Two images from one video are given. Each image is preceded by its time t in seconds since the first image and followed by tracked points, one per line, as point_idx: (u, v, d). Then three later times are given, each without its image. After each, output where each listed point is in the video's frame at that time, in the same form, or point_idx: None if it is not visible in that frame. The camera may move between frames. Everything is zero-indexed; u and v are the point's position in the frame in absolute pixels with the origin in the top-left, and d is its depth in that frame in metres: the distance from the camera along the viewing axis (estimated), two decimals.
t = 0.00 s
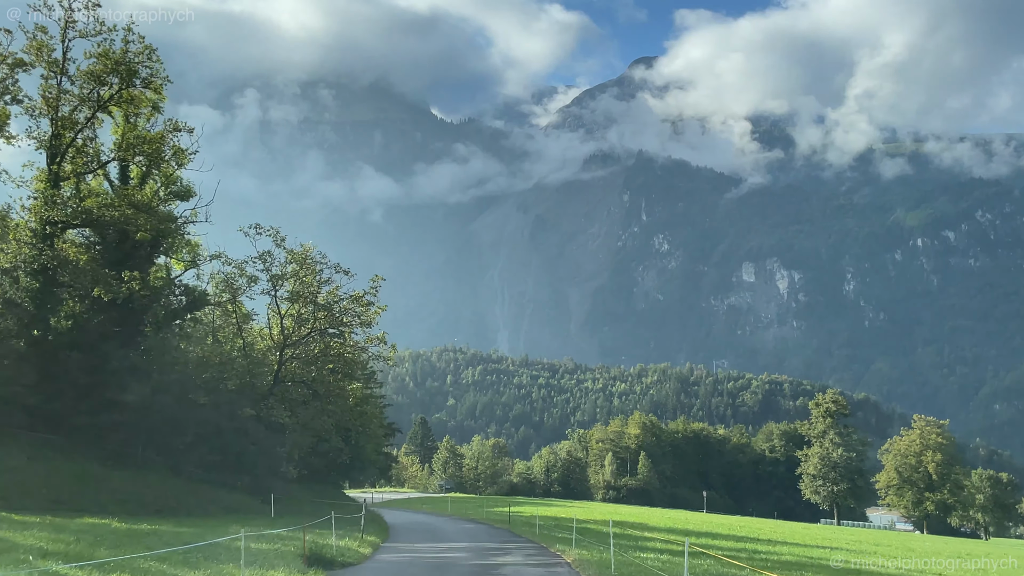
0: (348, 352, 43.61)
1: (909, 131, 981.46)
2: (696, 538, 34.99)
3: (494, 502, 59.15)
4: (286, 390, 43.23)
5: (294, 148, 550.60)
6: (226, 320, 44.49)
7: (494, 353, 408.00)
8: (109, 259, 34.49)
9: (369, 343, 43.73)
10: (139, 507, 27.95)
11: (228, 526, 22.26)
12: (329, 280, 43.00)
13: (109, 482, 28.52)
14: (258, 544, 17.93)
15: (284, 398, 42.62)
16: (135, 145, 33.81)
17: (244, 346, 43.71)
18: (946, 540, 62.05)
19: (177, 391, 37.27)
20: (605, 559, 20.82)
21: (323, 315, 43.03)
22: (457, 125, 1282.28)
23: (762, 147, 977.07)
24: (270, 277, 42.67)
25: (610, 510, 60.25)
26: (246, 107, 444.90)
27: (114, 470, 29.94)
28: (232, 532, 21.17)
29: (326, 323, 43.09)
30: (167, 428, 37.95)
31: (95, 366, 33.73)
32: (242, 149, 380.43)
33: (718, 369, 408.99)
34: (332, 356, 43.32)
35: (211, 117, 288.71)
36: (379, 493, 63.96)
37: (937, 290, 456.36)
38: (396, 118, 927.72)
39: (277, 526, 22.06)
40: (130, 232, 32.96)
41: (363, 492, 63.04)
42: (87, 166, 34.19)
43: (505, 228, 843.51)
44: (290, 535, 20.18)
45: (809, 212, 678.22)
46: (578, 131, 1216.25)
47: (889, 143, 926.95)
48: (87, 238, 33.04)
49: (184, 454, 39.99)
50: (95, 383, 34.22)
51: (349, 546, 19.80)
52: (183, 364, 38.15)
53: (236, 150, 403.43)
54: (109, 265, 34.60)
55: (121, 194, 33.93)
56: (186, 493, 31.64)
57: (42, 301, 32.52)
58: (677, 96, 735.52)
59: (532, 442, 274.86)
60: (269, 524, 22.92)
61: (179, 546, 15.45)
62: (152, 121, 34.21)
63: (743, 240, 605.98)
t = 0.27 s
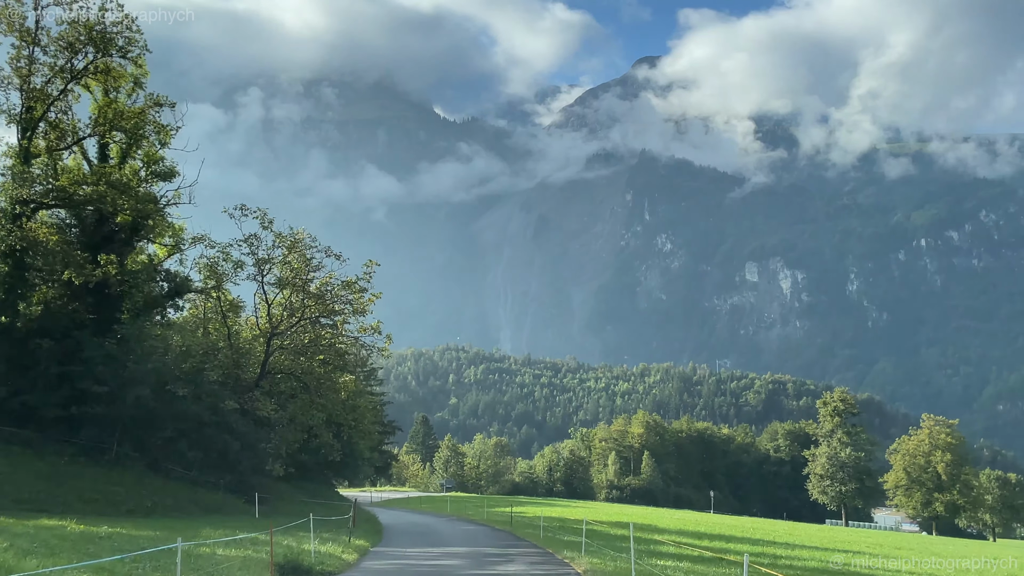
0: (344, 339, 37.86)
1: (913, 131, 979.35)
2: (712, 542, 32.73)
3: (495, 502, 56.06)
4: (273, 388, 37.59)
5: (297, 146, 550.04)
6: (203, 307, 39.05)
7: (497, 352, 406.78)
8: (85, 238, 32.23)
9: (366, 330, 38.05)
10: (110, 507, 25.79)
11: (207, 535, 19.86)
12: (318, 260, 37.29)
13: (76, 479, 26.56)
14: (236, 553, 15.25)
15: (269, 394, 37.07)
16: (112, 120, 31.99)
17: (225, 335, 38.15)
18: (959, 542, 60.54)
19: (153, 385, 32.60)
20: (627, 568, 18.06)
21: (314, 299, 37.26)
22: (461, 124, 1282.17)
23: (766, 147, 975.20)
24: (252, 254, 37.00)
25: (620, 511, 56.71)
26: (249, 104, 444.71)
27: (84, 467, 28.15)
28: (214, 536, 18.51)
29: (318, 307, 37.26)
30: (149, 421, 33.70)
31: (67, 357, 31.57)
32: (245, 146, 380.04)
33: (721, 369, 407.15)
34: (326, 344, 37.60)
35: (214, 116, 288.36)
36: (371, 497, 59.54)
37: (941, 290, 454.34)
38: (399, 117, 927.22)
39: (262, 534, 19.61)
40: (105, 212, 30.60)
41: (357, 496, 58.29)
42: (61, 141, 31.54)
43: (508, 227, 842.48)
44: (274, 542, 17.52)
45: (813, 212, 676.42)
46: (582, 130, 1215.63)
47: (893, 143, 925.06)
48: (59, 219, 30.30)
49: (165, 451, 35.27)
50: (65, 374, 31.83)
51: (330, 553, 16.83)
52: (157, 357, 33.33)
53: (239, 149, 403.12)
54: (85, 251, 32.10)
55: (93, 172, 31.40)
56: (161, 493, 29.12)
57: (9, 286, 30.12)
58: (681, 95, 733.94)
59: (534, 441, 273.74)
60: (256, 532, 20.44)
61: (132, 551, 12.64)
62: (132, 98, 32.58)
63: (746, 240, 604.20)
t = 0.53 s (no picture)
0: (336, 328, 35.53)
1: (918, 130, 976.74)
2: (725, 546, 31.15)
3: (490, 502, 54.14)
4: (262, 377, 34.91)
5: (300, 145, 549.43)
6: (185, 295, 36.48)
7: (500, 350, 405.66)
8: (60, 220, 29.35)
9: (361, 319, 35.60)
10: (79, 509, 24.13)
11: (176, 539, 18.08)
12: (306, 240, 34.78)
13: (44, 478, 24.92)
14: (193, 562, 13.50)
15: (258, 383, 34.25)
16: (89, 93, 28.24)
17: (209, 322, 35.49)
18: (971, 544, 59.20)
19: (128, 372, 30.51)
20: None
21: (305, 284, 34.80)
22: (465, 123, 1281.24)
23: (770, 146, 972.74)
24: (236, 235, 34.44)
25: (618, 512, 54.90)
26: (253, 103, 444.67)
27: (52, 464, 26.65)
28: (178, 541, 16.81)
29: (312, 294, 34.78)
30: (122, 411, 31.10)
31: (38, 343, 30.12)
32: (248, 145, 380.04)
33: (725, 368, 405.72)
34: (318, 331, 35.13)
35: (218, 115, 288.10)
36: (361, 497, 57.22)
37: (945, 291, 452.66)
38: (403, 115, 926.54)
39: (233, 538, 17.87)
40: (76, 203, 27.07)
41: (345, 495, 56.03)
42: (32, 112, 27.14)
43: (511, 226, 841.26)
44: (251, 550, 15.83)
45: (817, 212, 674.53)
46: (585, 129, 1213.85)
47: (897, 143, 922.74)
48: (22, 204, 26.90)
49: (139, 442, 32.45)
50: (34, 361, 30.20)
51: (307, 558, 15.25)
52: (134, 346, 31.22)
53: (242, 148, 402.49)
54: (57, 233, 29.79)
55: (64, 147, 28.83)
56: (134, 494, 27.33)
57: None
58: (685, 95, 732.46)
59: (537, 440, 273.13)
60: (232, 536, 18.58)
61: (74, 560, 10.86)
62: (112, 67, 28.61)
63: (750, 239, 602.38)
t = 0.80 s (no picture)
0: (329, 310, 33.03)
1: (923, 130, 973.94)
2: (746, 548, 29.20)
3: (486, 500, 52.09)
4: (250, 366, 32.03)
5: (304, 143, 548.52)
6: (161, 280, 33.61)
7: (503, 349, 404.09)
8: (32, 203, 26.95)
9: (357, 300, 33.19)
10: (44, 509, 22.27)
11: (136, 541, 16.52)
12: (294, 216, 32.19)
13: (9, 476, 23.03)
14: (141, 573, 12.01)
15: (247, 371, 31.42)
16: (62, 58, 26.07)
17: (190, 310, 32.58)
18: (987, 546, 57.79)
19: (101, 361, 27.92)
20: None
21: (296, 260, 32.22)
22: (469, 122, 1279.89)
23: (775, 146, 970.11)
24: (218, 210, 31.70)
25: (622, 512, 52.87)
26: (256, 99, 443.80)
27: (19, 458, 25.13)
28: (132, 549, 15.30)
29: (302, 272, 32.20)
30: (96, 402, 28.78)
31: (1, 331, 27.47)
32: (253, 142, 379.27)
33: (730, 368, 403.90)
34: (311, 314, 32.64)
35: (221, 113, 286.65)
36: (347, 496, 54.82)
37: (950, 291, 450.49)
38: (407, 114, 925.39)
39: (197, 542, 16.35)
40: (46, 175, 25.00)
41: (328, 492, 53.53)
42: None
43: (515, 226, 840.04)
44: (211, 557, 14.30)
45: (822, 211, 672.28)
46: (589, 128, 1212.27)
47: (902, 142, 919.81)
48: None
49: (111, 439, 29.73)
50: None
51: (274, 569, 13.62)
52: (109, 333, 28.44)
53: (245, 146, 401.53)
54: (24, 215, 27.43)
55: (31, 118, 26.52)
56: (106, 491, 25.31)
57: None
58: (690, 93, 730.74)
59: (541, 439, 271.73)
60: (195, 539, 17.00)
61: None
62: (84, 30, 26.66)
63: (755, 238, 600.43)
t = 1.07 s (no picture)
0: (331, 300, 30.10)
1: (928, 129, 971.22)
2: (776, 555, 27.08)
3: (498, 502, 49.68)
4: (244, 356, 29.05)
5: (309, 142, 547.98)
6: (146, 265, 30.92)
7: (507, 348, 403.01)
8: None
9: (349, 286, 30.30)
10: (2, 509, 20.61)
11: (74, 547, 14.85)
12: (286, 194, 29.39)
13: None
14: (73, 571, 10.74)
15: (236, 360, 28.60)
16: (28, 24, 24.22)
17: (170, 296, 29.44)
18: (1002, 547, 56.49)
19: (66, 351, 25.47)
20: None
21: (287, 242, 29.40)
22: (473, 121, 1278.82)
23: (779, 144, 967.84)
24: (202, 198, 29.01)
25: (630, 512, 50.99)
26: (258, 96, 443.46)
27: None
28: (76, 546, 13.79)
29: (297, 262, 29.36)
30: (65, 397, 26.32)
31: None
32: (257, 139, 379.69)
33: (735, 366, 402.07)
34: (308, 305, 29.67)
35: (226, 111, 285.79)
36: (346, 498, 52.00)
37: (956, 290, 448.20)
38: (411, 113, 924.69)
39: (151, 548, 14.78)
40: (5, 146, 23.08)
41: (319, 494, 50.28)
42: None
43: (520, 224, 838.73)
44: (157, 565, 12.83)
45: (827, 210, 670.16)
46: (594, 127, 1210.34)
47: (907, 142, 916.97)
48: None
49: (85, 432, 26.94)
50: None
51: None
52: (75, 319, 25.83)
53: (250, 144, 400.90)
54: None
55: None
56: (73, 490, 23.35)
57: None
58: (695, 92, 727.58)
59: (545, 438, 270.75)
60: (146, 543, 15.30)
61: None
62: None
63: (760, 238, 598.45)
